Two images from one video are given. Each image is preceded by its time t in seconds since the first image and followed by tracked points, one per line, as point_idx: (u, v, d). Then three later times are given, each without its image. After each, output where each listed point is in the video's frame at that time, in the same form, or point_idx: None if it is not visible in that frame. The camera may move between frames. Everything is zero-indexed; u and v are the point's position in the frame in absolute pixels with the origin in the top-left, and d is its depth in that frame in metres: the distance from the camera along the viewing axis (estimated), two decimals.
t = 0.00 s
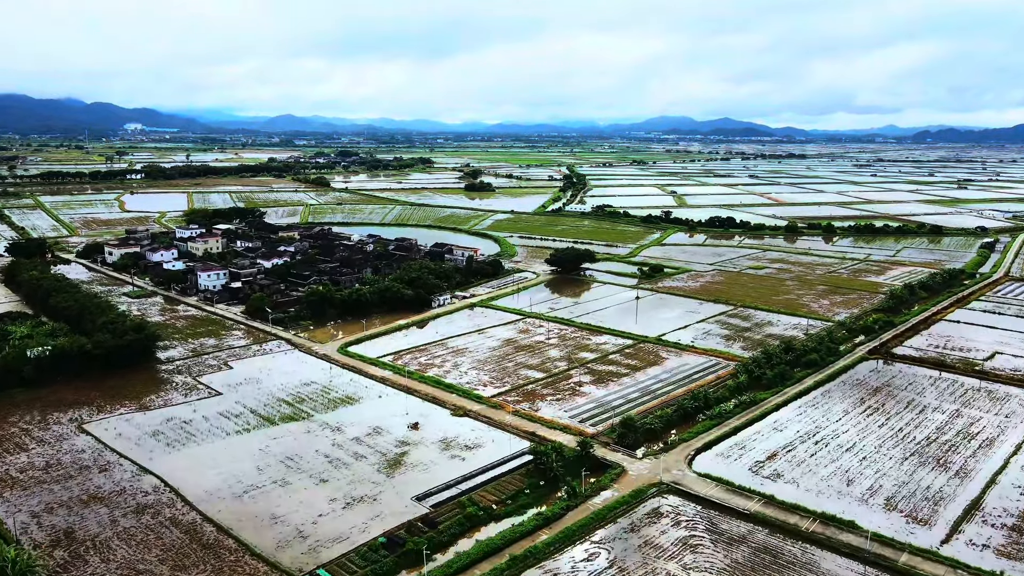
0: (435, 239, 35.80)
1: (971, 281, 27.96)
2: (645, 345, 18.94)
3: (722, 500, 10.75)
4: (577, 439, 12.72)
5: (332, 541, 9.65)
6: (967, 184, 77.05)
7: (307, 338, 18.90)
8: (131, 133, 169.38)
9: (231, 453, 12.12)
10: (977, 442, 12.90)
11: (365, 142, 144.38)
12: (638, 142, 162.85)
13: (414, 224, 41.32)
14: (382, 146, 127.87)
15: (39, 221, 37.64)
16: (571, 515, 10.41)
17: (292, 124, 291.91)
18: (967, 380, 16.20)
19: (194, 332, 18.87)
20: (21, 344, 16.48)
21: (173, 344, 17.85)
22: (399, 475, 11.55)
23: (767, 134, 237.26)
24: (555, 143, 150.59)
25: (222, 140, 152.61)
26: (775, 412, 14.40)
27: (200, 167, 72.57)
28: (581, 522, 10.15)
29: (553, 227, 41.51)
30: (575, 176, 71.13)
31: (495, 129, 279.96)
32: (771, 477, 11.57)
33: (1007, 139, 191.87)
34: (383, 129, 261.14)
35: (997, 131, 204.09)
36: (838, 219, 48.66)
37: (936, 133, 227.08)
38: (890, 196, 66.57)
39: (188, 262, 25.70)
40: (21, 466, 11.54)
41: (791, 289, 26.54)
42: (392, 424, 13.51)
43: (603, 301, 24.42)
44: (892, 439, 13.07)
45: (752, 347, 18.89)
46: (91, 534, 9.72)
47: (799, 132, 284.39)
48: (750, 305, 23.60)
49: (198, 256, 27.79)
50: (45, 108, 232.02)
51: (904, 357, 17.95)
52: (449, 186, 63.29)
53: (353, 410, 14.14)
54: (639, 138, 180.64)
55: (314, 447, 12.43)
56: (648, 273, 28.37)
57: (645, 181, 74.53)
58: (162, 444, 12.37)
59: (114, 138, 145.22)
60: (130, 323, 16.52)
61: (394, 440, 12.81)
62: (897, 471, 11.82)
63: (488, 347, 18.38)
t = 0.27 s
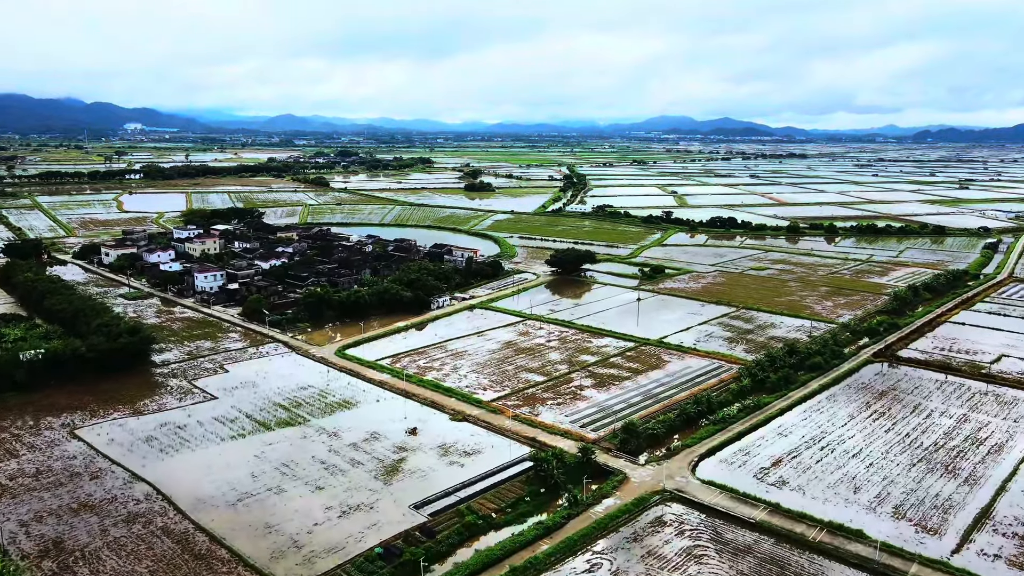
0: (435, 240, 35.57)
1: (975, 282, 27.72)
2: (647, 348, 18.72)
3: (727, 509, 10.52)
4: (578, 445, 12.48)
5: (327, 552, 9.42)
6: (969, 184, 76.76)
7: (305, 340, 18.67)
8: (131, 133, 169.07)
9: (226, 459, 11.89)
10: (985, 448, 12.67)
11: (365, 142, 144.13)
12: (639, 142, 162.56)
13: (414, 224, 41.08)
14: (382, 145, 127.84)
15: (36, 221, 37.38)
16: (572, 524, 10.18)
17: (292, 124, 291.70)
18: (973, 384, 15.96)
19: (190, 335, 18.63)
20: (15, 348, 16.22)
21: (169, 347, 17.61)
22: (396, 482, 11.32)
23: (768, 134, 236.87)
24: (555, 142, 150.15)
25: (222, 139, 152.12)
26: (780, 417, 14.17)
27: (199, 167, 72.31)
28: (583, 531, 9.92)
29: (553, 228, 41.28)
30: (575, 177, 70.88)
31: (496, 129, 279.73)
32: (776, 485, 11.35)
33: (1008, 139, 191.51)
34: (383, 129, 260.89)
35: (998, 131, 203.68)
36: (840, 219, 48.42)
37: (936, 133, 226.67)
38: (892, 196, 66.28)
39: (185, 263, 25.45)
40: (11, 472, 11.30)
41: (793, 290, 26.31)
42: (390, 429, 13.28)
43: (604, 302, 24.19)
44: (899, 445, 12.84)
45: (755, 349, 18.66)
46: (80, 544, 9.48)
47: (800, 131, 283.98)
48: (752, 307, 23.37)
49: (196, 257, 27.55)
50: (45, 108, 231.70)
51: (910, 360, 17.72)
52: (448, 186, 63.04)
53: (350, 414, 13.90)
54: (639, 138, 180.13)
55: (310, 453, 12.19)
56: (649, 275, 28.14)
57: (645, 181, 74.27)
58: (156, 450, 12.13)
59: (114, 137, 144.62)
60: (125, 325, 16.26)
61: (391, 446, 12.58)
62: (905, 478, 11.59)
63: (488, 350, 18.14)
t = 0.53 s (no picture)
0: (434, 240, 35.31)
1: (981, 283, 27.44)
2: (649, 351, 18.45)
3: (732, 519, 10.25)
4: (579, 452, 12.21)
5: (322, 564, 9.16)
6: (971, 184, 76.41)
7: (302, 343, 18.40)
8: (131, 133, 168.70)
9: (219, 466, 11.62)
10: (995, 455, 12.41)
11: (365, 142, 143.74)
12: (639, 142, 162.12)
13: (413, 225, 40.81)
14: (382, 145, 127.53)
15: (33, 222, 37.10)
16: (574, 535, 9.92)
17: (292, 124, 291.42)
18: (981, 389, 15.70)
19: (185, 338, 18.35)
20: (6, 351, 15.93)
21: (164, 350, 17.33)
22: (393, 491, 11.06)
23: (768, 133, 236.32)
24: (556, 142, 149.82)
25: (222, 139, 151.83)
26: (785, 422, 13.91)
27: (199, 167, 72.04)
28: (585, 543, 9.66)
29: (554, 228, 41.02)
30: (576, 177, 70.60)
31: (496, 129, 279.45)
32: (783, 493, 11.09)
33: (1009, 138, 191.05)
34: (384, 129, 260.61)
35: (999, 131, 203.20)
36: (842, 220, 48.13)
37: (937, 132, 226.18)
38: (894, 196, 65.94)
39: (182, 265, 25.18)
40: None
41: (797, 292, 26.05)
42: (387, 435, 13.01)
43: (605, 304, 23.91)
44: (907, 452, 12.58)
45: (759, 352, 18.40)
46: (67, 556, 9.21)
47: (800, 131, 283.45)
48: (755, 309, 23.10)
49: (193, 258, 27.29)
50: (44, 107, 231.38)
51: (916, 364, 17.45)
52: (448, 186, 62.75)
53: (347, 420, 13.64)
54: (641, 139, 179.10)
55: (306, 460, 11.92)
56: (651, 276, 27.87)
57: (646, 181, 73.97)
58: (148, 457, 11.85)
59: (114, 137, 143.94)
60: (119, 329, 15.99)
61: (389, 453, 12.31)
62: (914, 487, 11.33)
63: (487, 354, 17.87)
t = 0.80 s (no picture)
0: (434, 241, 35.00)
1: (987, 284, 27.11)
2: (652, 355, 18.14)
3: (740, 531, 9.95)
4: (582, 462, 11.88)
5: None
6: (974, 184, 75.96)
7: (300, 347, 18.09)
8: (132, 133, 168.39)
9: (212, 475, 11.33)
10: (1009, 463, 12.10)
11: (366, 142, 143.30)
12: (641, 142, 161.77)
13: (413, 225, 40.52)
14: (383, 144, 127.16)
15: (31, 223, 36.81)
16: (576, 547, 9.62)
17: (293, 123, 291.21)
18: (992, 394, 15.38)
19: (181, 341, 18.04)
20: None
21: (159, 354, 17.02)
22: (391, 500, 10.76)
23: (769, 133, 235.69)
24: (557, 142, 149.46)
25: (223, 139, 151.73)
26: (792, 429, 13.59)
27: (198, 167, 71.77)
28: (587, 556, 9.36)
29: (555, 228, 40.70)
30: (577, 177, 70.29)
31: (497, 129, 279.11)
32: (792, 504, 10.79)
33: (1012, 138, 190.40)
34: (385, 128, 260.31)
35: (1001, 130, 202.47)
36: (845, 220, 47.78)
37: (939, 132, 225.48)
38: (897, 196, 65.52)
39: (179, 266, 24.89)
40: None
41: (801, 294, 25.72)
42: (385, 442, 12.70)
43: (607, 306, 23.61)
44: (918, 460, 12.28)
45: (764, 356, 18.09)
46: (53, 569, 8.92)
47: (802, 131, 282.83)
48: (760, 312, 22.79)
49: (190, 260, 27.00)
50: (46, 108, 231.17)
51: (925, 368, 17.13)
52: (449, 186, 62.41)
53: (344, 426, 13.33)
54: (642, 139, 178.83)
55: (301, 469, 11.61)
56: (653, 277, 27.56)
57: (648, 181, 73.61)
58: (139, 465, 11.56)
59: (115, 137, 143.39)
60: (112, 332, 15.68)
61: (386, 461, 12.01)
62: (927, 497, 11.02)
63: (488, 357, 17.57)
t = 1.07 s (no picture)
0: (435, 242, 34.78)
1: (993, 286, 26.85)
2: (655, 358, 17.91)
3: (746, 541, 9.72)
4: (584, 468, 11.65)
5: None
6: (978, 184, 75.65)
7: (298, 349, 17.87)
8: (133, 133, 168.21)
9: (207, 482, 11.11)
10: (1020, 470, 11.88)
11: (368, 142, 142.97)
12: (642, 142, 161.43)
13: (414, 226, 40.30)
14: (385, 144, 126.84)
15: (30, 223, 36.59)
16: (579, 557, 9.40)
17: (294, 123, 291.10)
18: (1000, 398, 15.15)
19: (178, 343, 17.81)
20: None
21: (155, 357, 16.79)
22: (389, 508, 10.54)
23: (771, 133, 235.17)
24: (559, 142, 149.12)
25: (224, 138, 151.55)
26: (798, 434, 13.36)
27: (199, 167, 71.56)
28: (591, 567, 9.14)
29: (557, 229, 40.47)
30: (579, 177, 70.03)
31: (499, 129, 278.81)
32: (799, 512, 10.56)
33: (1014, 138, 189.87)
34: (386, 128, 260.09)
35: (1004, 130, 201.90)
36: (849, 221, 47.52)
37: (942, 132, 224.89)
38: (900, 196, 65.23)
39: (178, 267, 24.67)
40: None
41: (805, 295, 25.48)
42: (384, 448, 12.48)
43: (609, 308, 23.37)
44: (927, 467, 12.05)
45: (769, 359, 17.85)
46: None
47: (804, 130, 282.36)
48: (764, 314, 22.55)
49: (189, 261, 26.80)
50: (47, 107, 231.15)
51: (932, 372, 16.90)
52: (450, 186, 62.20)
53: (342, 431, 13.11)
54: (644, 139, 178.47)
55: (298, 476, 11.39)
56: (656, 279, 27.31)
57: (650, 181, 73.38)
58: (133, 472, 11.33)
59: (116, 138, 142.98)
60: (107, 335, 15.44)
61: (385, 468, 11.78)
62: (937, 505, 10.79)
63: (488, 360, 17.33)
